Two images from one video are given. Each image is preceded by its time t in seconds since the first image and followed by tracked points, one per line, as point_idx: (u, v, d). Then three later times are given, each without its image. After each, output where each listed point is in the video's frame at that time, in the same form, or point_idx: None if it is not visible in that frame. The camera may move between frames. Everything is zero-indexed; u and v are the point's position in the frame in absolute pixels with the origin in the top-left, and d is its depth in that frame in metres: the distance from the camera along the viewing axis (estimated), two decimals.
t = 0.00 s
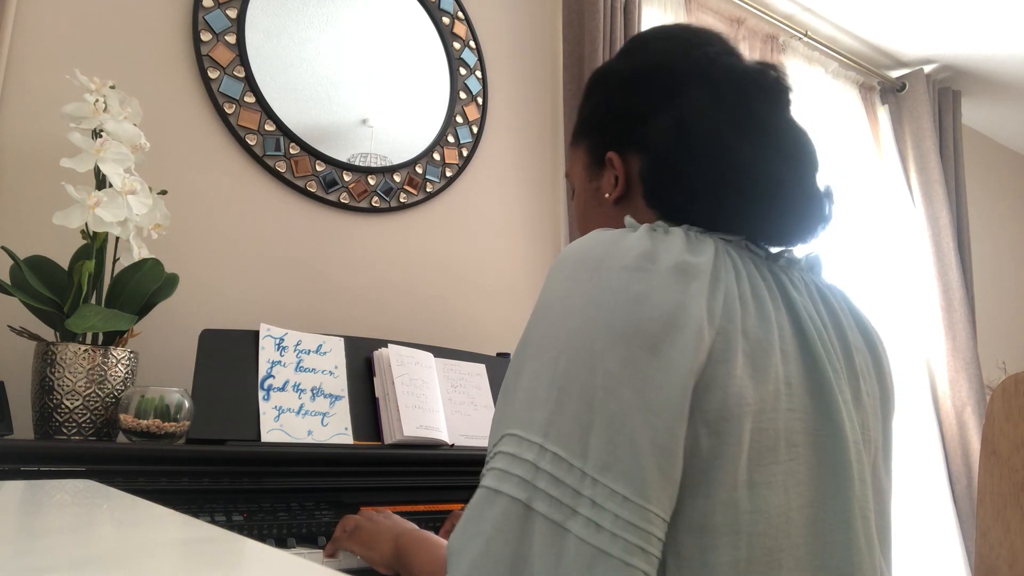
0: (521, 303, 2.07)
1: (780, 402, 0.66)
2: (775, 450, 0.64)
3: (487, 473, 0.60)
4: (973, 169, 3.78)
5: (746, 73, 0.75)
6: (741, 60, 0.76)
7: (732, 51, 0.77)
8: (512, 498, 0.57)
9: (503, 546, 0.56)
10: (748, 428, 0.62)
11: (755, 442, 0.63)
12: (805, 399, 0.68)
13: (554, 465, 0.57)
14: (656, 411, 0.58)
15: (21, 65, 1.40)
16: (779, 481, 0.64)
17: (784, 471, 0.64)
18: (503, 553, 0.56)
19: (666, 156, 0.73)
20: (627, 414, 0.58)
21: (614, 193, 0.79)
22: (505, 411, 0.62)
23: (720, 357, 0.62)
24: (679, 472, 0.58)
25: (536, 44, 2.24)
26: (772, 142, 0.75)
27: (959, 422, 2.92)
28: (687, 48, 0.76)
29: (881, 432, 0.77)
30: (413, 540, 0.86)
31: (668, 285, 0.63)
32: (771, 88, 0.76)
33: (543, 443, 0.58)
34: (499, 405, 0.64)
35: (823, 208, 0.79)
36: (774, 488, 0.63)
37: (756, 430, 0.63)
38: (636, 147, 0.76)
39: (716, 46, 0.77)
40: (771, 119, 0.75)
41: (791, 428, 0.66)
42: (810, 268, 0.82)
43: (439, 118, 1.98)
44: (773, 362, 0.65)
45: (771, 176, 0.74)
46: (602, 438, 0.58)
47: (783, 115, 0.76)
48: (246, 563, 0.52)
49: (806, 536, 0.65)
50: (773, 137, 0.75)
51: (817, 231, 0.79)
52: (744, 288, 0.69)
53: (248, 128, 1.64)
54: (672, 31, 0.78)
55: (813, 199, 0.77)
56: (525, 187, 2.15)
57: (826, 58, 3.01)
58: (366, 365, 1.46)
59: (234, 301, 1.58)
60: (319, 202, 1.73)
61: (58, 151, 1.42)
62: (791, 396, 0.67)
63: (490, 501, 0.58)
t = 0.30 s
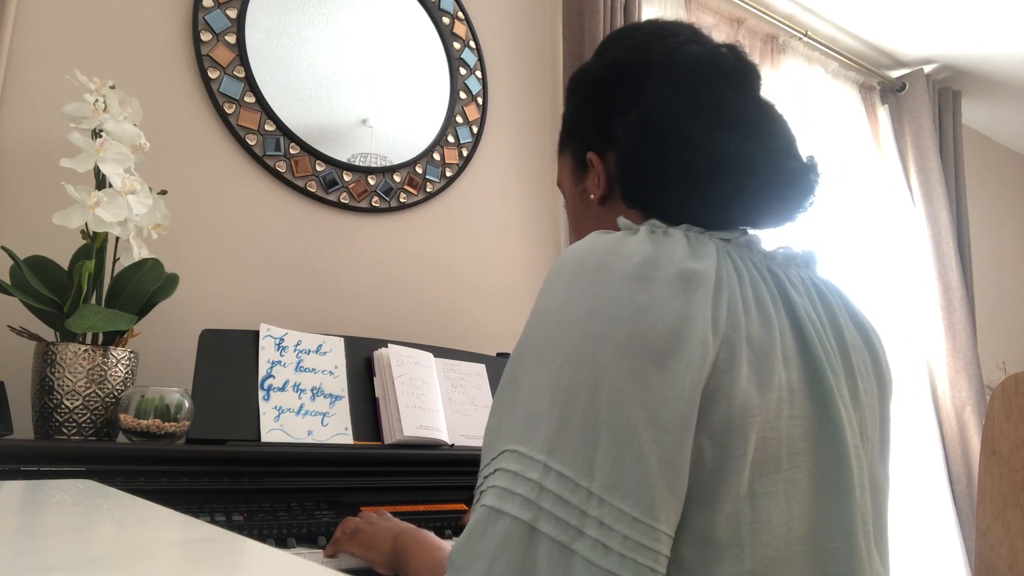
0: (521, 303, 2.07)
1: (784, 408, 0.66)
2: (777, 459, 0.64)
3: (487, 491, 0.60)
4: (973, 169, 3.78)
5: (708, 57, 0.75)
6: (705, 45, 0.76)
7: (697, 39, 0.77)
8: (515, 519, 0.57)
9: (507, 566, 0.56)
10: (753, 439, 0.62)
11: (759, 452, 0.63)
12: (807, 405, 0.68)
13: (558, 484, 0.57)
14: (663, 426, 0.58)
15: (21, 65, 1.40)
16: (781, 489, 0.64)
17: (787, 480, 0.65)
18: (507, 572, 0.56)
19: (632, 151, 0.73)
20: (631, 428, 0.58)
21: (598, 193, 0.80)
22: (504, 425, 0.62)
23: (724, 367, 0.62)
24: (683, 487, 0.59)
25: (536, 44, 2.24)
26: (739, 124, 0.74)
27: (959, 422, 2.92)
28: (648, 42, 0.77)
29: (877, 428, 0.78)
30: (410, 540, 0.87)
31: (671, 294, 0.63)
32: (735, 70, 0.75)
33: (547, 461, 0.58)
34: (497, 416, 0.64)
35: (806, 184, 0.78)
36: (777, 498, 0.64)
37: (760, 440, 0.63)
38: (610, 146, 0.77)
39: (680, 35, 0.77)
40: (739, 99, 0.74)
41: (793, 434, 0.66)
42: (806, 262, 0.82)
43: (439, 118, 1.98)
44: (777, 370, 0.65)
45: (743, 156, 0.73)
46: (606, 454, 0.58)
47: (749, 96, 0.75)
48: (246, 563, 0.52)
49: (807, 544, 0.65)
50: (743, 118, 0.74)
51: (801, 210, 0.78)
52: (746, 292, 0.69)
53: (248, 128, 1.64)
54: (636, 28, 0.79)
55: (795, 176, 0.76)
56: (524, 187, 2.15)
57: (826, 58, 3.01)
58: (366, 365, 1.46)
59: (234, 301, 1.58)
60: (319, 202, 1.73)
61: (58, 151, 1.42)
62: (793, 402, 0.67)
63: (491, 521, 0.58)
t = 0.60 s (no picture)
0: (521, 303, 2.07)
1: (766, 406, 0.66)
2: (761, 456, 0.64)
3: (471, 491, 0.60)
4: (973, 168, 3.78)
5: (722, 59, 0.75)
6: (719, 46, 0.76)
7: (712, 39, 0.78)
8: (496, 519, 0.57)
9: (489, 566, 0.56)
10: (733, 436, 0.62)
11: (741, 450, 0.63)
12: (792, 403, 0.68)
13: (537, 483, 0.57)
14: (639, 423, 0.58)
15: (21, 65, 1.40)
16: (767, 488, 0.64)
17: (772, 477, 0.64)
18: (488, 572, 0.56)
19: (635, 148, 0.73)
20: (608, 425, 0.58)
21: (595, 185, 0.79)
22: (489, 424, 0.63)
23: (703, 365, 0.62)
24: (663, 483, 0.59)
25: (536, 44, 2.24)
26: (743, 131, 0.74)
27: (959, 422, 2.92)
28: (662, 36, 0.76)
29: (871, 425, 0.77)
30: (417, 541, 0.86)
31: (648, 291, 0.63)
32: (745, 74, 0.75)
33: (526, 460, 0.58)
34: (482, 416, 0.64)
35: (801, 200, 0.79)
36: (762, 497, 0.63)
37: (742, 437, 0.63)
38: (613, 137, 0.76)
39: (691, 33, 0.77)
40: (747, 106, 0.75)
41: (778, 432, 0.66)
42: (794, 259, 0.82)
43: (439, 118, 1.98)
44: (758, 367, 0.65)
45: (745, 164, 0.73)
46: (584, 452, 0.58)
47: (756, 103, 0.76)
48: (245, 563, 0.52)
49: (794, 542, 0.65)
50: (748, 124, 0.74)
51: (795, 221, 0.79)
52: (727, 289, 0.69)
53: (248, 128, 1.64)
54: (649, 19, 0.78)
55: (790, 188, 0.77)
56: (524, 187, 2.14)
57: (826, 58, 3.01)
58: (366, 365, 1.46)
59: (234, 302, 1.58)
60: (318, 202, 1.73)
61: (58, 151, 1.42)
62: (777, 400, 0.67)
63: (474, 521, 0.58)
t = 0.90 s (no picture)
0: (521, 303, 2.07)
1: (761, 401, 0.66)
2: (756, 450, 0.64)
3: (458, 456, 0.60)
4: (972, 168, 3.78)
5: (750, 73, 0.74)
6: (749, 60, 0.76)
7: (742, 51, 0.77)
8: (479, 485, 0.57)
9: (469, 532, 0.56)
10: (724, 426, 0.62)
11: (733, 441, 0.63)
12: (787, 399, 0.68)
13: (521, 452, 0.57)
14: (625, 406, 0.58)
15: (21, 65, 1.40)
16: (762, 480, 0.64)
17: (768, 470, 0.64)
18: (467, 539, 0.56)
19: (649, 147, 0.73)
20: (596, 406, 0.58)
21: (602, 178, 0.78)
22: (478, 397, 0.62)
23: (697, 354, 0.63)
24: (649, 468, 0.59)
25: (536, 44, 2.24)
26: (760, 146, 0.74)
27: (959, 422, 2.92)
28: (693, 40, 0.76)
29: (865, 429, 0.78)
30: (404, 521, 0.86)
31: (644, 275, 0.63)
32: (772, 90, 0.75)
33: (512, 430, 0.58)
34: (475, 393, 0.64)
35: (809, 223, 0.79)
36: (758, 489, 0.63)
37: (734, 429, 0.63)
38: (626, 135, 0.76)
39: (722, 40, 0.77)
40: (768, 123, 0.75)
41: (773, 428, 0.66)
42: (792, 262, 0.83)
43: (439, 118, 1.98)
44: (752, 361, 0.66)
45: (757, 180, 0.73)
46: (570, 428, 0.57)
47: (777, 120, 0.76)
48: (244, 562, 0.52)
49: (791, 536, 0.65)
50: (766, 141, 0.75)
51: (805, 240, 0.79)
52: (723, 283, 0.69)
53: (248, 128, 1.64)
54: (680, 19, 0.78)
55: (800, 209, 0.77)
56: (524, 187, 2.14)
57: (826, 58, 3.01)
58: (366, 365, 1.46)
59: (234, 302, 1.58)
60: (318, 202, 1.73)
61: (58, 151, 1.42)
62: (772, 397, 0.67)
63: (458, 487, 0.58)
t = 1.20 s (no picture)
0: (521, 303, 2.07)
1: (766, 404, 0.65)
2: (760, 452, 0.64)
3: (464, 465, 0.60)
4: (972, 168, 3.78)
5: (761, 73, 0.74)
6: (760, 61, 0.76)
7: (754, 52, 0.77)
8: (486, 493, 0.57)
9: (477, 539, 0.56)
10: (729, 428, 0.62)
11: (737, 444, 0.63)
12: (792, 402, 0.68)
13: (529, 460, 0.57)
14: (633, 413, 0.58)
15: (21, 65, 1.40)
16: (765, 484, 0.64)
17: (771, 474, 0.64)
18: (474, 547, 0.56)
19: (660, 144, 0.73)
20: (602, 414, 0.58)
21: (612, 177, 0.79)
22: (485, 404, 0.62)
23: (703, 358, 0.62)
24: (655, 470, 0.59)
25: (536, 44, 2.24)
26: (774, 145, 0.74)
27: (959, 422, 2.92)
28: (703, 41, 0.76)
29: (872, 429, 0.77)
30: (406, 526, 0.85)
31: (651, 282, 0.62)
32: (785, 91, 0.75)
33: (519, 437, 0.58)
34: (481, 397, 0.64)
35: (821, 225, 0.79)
36: (760, 492, 0.63)
37: (739, 432, 0.63)
38: (637, 133, 0.76)
39: (735, 43, 0.77)
40: (780, 124, 0.74)
41: (777, 430, 0.66)
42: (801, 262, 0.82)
43: (439, 118, 1.98)
44: (758, 365, 0.65)
45: (769, 180, 0.73)
46: (577, 435, 0.58)
47: (790, 121, 0.76)
48: (244, 562, 0.52)
49: (796, 539, 0.65)
50: (778, 142, 0.74)
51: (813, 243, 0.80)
52: (730, 285, 0.69)
53: (248, 128, 1.64)
54: (691, 22, 0.78)
55: (810, 211, 0.77)
56: (524, 187, 2.14)
57: (826, 58, 3.01)
58: (366, 365, 1.46)
59: (234, 302, 1.58)
60: (318, 202, 1.73)
61: (58, 151, 1.42)
62: (777, 400, 0.67)
63: (465, 494, 0.58)
